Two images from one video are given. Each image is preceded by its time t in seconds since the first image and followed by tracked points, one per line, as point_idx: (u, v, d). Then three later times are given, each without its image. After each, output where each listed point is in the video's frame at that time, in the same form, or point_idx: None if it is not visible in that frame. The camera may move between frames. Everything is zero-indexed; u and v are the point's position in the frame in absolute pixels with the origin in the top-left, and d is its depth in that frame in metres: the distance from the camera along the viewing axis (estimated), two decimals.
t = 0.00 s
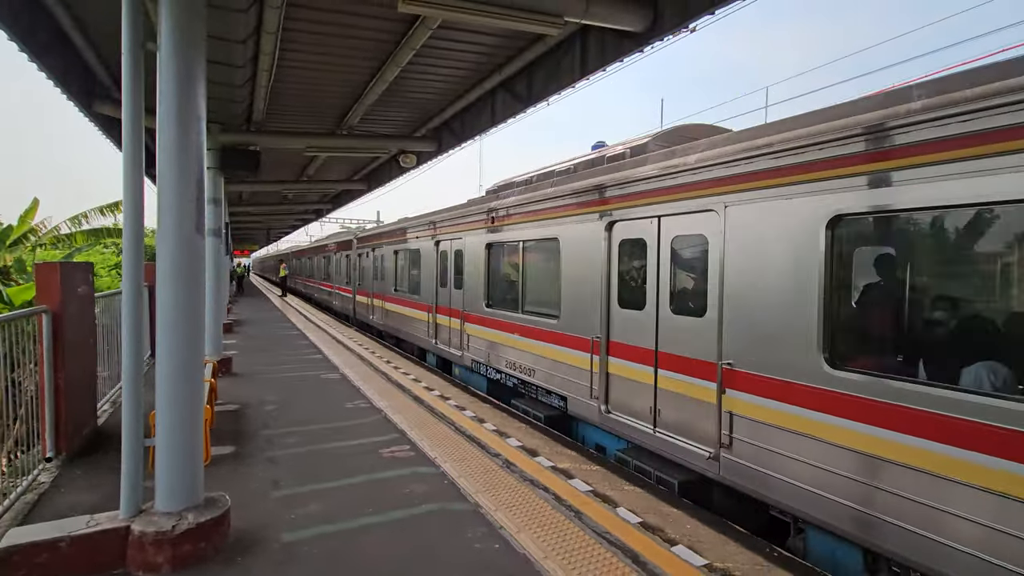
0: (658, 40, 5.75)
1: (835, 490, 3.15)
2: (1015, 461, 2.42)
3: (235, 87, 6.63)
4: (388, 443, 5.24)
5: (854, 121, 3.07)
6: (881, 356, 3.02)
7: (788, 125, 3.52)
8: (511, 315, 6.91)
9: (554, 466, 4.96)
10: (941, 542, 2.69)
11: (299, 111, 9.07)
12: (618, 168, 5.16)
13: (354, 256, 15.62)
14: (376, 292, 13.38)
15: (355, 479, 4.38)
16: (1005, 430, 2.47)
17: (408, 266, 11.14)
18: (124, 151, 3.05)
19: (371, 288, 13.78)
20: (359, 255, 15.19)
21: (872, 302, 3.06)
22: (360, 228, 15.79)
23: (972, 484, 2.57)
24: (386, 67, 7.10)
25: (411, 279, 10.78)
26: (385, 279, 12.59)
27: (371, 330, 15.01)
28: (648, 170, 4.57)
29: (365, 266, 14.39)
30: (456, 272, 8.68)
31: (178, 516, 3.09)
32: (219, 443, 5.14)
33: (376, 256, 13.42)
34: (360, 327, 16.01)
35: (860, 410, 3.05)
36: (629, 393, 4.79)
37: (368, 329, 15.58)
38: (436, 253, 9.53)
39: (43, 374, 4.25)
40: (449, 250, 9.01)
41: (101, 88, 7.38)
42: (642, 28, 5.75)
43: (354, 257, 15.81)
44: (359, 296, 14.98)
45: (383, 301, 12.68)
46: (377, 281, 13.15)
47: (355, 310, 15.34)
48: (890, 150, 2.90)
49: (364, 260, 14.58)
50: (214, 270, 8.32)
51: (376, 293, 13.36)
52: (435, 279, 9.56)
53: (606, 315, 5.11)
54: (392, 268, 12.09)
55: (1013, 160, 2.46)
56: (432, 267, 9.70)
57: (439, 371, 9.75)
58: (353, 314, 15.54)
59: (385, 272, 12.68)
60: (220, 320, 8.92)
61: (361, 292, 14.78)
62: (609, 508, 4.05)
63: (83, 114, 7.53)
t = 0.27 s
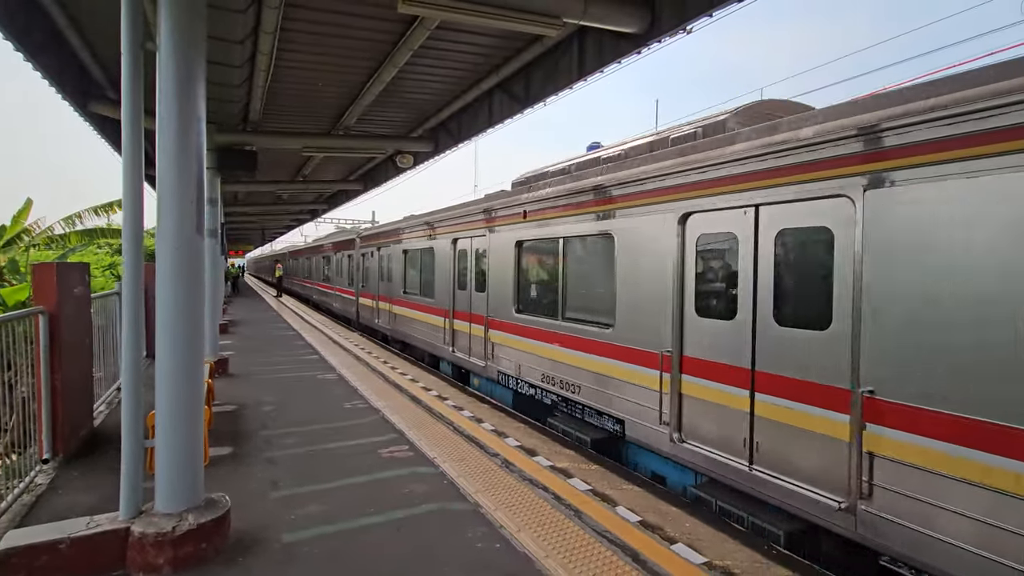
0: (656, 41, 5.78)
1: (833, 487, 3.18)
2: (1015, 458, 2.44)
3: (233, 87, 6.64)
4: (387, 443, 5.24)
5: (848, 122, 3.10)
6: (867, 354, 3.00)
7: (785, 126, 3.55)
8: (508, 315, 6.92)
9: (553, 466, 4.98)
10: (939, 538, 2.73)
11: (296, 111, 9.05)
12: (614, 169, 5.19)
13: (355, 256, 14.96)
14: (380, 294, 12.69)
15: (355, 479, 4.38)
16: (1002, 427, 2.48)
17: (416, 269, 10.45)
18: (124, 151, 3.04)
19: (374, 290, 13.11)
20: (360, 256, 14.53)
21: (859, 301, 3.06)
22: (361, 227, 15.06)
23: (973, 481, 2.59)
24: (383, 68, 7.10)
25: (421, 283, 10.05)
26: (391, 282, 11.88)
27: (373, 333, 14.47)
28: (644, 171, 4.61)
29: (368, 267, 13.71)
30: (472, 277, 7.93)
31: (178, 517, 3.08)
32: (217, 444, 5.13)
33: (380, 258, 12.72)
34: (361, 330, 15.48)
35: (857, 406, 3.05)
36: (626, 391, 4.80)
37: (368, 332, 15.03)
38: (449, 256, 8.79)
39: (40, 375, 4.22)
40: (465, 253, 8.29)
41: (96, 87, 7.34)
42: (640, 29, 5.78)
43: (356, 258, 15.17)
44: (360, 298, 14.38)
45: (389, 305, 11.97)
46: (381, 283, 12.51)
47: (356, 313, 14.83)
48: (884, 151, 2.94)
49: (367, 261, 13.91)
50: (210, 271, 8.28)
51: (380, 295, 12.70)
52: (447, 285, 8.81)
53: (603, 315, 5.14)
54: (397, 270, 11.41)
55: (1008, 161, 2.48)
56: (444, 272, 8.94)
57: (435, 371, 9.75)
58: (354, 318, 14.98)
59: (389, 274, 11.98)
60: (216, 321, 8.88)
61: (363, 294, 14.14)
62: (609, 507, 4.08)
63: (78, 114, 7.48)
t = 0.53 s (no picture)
0: (653, 42, 5.80)
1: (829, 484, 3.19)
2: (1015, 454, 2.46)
3: (230, 87, 6.63)
4: (385, 443, 5.24)
5: (844, 124, 3.13)
6: (864, 355, 3.05)
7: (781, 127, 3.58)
8: (504, 315, 6.93)
9: (551, 465, 5.00)
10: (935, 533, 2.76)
11: (292, 111, 9.04)
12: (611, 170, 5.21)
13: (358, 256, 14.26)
14: (385, 296, 11.95)
15: (354, 479, 4.38)
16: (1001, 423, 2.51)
17: (427, 270, 9.65)
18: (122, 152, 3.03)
19: (378, 292, 12.35)
20: (363, 256, 13.80)
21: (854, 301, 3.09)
22: (365, 226, 14.23)
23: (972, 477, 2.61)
24: (380, 68, 7.10)
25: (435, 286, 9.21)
26: (398, 283, 11.11)
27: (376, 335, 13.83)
28: (641, 172, 4.63)
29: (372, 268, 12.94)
30: (496, 280, 7.11)
31: (177, 518, 3.08)
32: (214, 444, 5.12)
33: (386, 257, 11.91)
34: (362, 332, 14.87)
35: (855, 404, 3.07)
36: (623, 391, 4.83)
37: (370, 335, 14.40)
38: (467, 256, 7.97)
39: (36, 376, 4.20)
40: (487, 252, 7.45)
41: (91, 86, 7.30)
42: (637, 30, 5.81)
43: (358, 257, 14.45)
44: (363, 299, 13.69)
45: (396, 307, 11.18)
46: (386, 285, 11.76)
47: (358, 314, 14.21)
48: (878, 153, 2.96)
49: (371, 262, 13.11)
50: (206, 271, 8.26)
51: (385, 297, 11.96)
52: (465, 288, 8.01)
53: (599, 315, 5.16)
54: (406, 271, 10.64)
55: (1003, 161, 2.51)
56: (461, 274, 8.12)
57: (432, 371, 9.76)
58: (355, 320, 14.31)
59: (395, 275, 11.24)
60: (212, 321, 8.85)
61: (366, 295, 13.43)
62: (607, 506, 4.09)
63: (72, 113, 7.44)
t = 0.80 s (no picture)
0: (650, 43, 5.83)
1: (822, 483, 3.20)
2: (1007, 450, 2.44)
3: (227, 86, 6.63)
4: (382, 442, 5.25)
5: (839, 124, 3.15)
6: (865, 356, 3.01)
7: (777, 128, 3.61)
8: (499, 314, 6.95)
9: (549, 464, 5.01)
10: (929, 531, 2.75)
11: (289, 111, 9.03)
12: (606, 170, 5.22)
13: (362, 255, 13.55)
14: (392, 298, 11.19)
15: (352, 478, 4.39)
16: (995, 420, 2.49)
17: (440, 271, 8.89)
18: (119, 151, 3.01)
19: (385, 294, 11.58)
20: (367, 256, 13.12)
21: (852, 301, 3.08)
22: (369, 225, 13.46)
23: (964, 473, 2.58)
24: (378, 68, 7.10)
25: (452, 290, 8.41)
26: (407, 285, 10.35)
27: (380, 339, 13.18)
28: (636, 172, 4.64)
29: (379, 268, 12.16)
30: (525, 283, 6.32)
31: (175, 518, 3.07)
32: (212, 444, 5.11)
33: (394, 257, 11.13)
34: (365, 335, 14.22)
35: (850, 404, 3.08)
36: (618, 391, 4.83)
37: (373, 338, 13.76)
38: (490, 257, 7.16)
39: (32, 376, 4.18)
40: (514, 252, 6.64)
41: (87, 85, 7.27)
42: (634, 31, 5.83)
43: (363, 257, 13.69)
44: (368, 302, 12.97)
45: (405, 311, 10.41)
46: (394, 286, 11.01)
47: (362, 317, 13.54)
48: (873, 154, 2.98)
49: (377, 262, 12.32)
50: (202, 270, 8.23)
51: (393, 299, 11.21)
52: (486, 293, 7.25)
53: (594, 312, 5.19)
54: (416, 272, 9.87)
55: (998, 162, 2.51)
56: (480, 276, 7.37)
57: (428, 370, 9.76)
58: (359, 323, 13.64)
59: (404, 276, 10.53)
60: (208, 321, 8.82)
61: (371, 297, 12.74)
62: (605, 505, 4.11)
63: (68, 112, 7.40)
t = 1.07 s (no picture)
0: (648, 43, 5.84)
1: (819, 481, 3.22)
2: (1004, 454, 2.48)
3: (224, 85, 6.61)
4: (380, 442, 5.24)
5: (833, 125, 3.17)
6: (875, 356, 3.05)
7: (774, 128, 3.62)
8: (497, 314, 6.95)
9: (547, 463, 5.02)
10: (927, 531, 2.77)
11: (287, 110, 9.00)
12: (603, 169, 5.23)
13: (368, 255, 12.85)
14: (403, 301, 10.47)
15: (350, 478, 4.39)
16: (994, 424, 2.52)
17: (458, 271, 8.15)
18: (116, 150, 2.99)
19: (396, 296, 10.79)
20: (374, 254, 12.41)
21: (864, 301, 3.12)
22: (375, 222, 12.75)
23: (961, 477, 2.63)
24: (375, 67, 7.09)
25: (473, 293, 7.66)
26: (420, 286, 9.60)
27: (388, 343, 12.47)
28: (633, 172, 4.65)
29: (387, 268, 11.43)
30: (563, 285, 5.58)
31: (174, 517, 3.06)
32: (209, 444, 5.09)
33: (406, 257, 10.37)
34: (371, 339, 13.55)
35: (849, 406, 3.10)
36: (616, 390, 4.82)
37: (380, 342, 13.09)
38: (519, 256, 6.36)
39: (28, 376, 4.16)
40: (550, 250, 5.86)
41: (82, 84, 7.23)
42: (632, 31, 5.84)
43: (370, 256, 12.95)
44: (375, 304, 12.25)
45: (419, 315, 9.63)
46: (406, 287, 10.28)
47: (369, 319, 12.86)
48: (866, 155, 3.00)
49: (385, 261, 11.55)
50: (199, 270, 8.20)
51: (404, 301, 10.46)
52: (514, 295, 6.50)
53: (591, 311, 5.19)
54: (430, 272, 9.12)
55: (997, 163, 2.53)
56: (506, 277, 6.64)
57: (426, 370, 9.76)
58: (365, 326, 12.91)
59: (416, 277, 9.78)
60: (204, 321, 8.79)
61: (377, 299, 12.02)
62: (604, 503, 4.13)
63: (63, 111, 7.37)
